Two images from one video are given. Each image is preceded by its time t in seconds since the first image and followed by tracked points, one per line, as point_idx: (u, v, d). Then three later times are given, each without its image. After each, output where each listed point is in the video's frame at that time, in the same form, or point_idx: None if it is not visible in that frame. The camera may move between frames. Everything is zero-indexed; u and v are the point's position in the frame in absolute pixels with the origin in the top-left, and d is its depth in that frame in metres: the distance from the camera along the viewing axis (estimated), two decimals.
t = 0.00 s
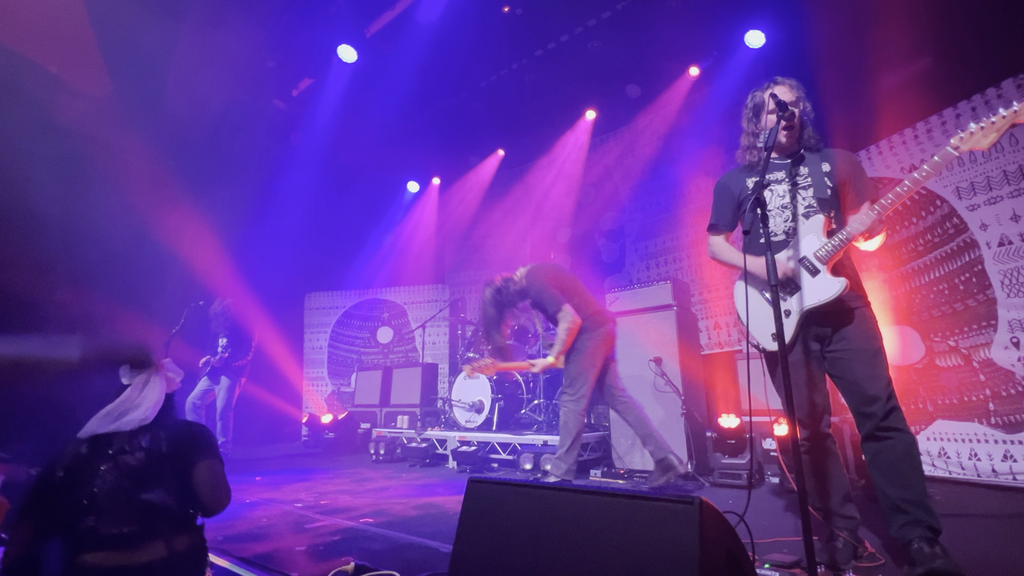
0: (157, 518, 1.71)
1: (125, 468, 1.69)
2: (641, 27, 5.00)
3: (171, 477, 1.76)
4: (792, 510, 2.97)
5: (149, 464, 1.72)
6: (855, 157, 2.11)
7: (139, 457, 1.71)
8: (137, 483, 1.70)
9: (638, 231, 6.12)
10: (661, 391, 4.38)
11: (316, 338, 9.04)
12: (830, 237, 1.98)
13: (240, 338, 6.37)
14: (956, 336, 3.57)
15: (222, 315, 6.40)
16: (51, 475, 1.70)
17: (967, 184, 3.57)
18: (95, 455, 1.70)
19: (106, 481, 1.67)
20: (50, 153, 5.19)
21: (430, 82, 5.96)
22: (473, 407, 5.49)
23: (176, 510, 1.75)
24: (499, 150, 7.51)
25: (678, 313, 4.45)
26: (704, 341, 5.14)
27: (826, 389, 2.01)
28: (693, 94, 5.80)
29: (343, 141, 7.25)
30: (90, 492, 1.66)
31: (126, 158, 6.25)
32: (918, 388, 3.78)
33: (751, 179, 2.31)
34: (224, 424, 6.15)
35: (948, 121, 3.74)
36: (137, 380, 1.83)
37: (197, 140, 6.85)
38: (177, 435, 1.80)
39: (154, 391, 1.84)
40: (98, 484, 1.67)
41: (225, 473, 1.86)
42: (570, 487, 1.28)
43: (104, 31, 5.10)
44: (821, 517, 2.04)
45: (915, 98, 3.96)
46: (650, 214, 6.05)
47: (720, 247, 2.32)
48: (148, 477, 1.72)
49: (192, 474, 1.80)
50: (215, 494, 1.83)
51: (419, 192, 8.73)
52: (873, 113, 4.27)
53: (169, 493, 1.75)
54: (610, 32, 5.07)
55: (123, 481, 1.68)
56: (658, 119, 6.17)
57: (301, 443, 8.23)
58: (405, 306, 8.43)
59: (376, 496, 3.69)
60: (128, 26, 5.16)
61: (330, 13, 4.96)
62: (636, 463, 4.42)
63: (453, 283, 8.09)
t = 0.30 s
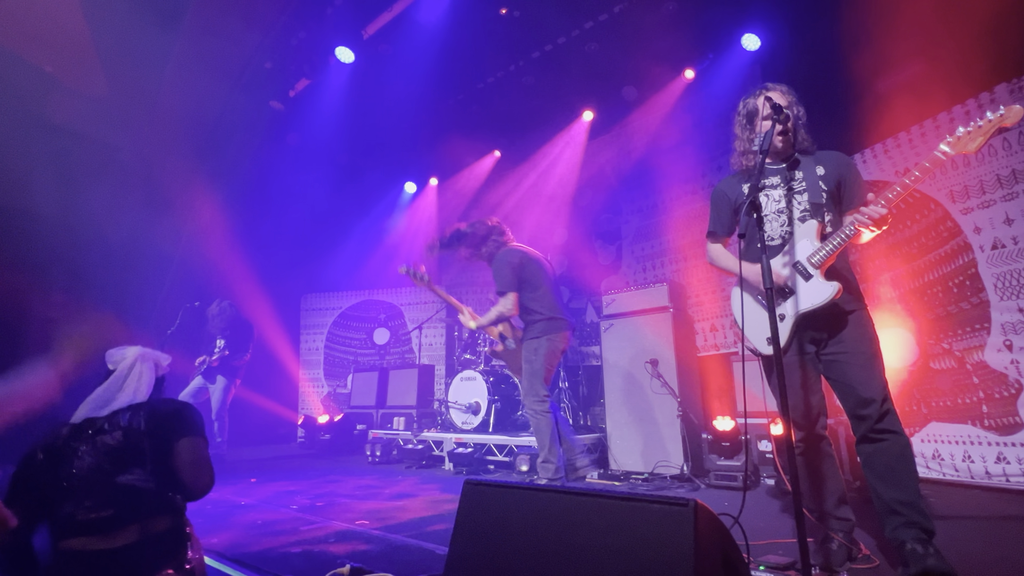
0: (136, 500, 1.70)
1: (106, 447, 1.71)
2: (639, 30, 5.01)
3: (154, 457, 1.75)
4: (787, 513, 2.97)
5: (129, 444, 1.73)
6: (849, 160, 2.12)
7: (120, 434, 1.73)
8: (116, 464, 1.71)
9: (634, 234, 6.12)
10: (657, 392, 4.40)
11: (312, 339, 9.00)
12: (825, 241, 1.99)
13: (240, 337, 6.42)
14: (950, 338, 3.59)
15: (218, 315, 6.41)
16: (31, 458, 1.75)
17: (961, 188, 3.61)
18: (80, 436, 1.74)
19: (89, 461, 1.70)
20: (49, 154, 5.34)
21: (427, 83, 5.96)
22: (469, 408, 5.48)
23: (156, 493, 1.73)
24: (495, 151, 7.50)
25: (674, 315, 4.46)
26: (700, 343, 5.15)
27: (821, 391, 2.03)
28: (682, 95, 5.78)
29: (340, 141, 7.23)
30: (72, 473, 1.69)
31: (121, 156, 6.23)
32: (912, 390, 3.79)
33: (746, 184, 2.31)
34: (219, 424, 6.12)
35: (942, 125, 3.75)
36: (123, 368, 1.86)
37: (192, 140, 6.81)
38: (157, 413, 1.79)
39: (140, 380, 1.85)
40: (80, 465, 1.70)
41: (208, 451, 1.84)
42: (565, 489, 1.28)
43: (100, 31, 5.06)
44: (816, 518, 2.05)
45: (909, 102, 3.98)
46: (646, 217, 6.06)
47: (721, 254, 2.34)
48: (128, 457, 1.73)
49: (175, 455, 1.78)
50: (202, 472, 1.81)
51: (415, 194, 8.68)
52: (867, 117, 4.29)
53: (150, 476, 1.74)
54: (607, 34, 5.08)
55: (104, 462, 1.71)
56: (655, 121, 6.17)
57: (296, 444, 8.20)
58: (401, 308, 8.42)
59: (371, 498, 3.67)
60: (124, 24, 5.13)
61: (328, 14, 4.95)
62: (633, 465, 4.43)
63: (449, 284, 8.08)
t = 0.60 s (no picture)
0: (129, 504, 1.68)
1: (106, 449, 1.70)
2: (637, 31, 5.02)
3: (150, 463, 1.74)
4: (783, 514, 2.97)
5: (129, 446, 1.73)
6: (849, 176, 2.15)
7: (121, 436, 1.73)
8: (114, 467, 1.70)
9: (632, 234, 6.14)
10: (654, 393, 4.40)
11: (309, 339, 9.00)
12: (821, 254, 2.02)
13: (240, 343, 6.37)
14: (946, 340, 3.60)
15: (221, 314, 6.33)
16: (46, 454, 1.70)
17: (957, 191, 3.63)
18: (84, 438, 1.72)
19: (89, 463, 1.69)
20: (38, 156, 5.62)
21: (425, 83, 5.95)
22: (467, 409, 5.49)
23: (147, 499, 1.72)
24: (492, 151, 7.50)
25: (672, 317, 4.47)
26: (698, 343, 5.17)
27: (817, 394, 2.03)
28: (683, 95, 5.87)
29: (338, 141, 7.22)
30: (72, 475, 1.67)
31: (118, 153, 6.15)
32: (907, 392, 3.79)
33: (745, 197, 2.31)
34: (216, 424, 6.10)
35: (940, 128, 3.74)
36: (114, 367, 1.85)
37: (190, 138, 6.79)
38: (161, 418, 1.78)
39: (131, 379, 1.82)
40: (81, 467, 1.68)
41: (212, 463, 1.85)
42: (563, 491, 1.28)
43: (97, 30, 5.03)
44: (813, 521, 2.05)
45: (904, 105, 4.00)
46: (643, 216, 6.08)
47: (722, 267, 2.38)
48: (125, 460, 1.72)
49: (175, 464, 1.77)
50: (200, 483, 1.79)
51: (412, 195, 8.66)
52: (858, 117, 4.28)
53: (144, 479, 1.73)
54: (605, 35, 5.09)
55: (102, 464, 1.69)
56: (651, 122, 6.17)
57: (293, 444, 8.18)
58: (399, 308, 8.43)
59: (369, 499, 3.67)
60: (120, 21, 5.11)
61: (326, 13, 4.94)
62: (630, 466, 4.45)
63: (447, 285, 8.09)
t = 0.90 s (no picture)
0: (133, 520, 1.71)
1: (118, 461, 1.71)
2: (633, 33, 5.03)
3: (155, 485, 1.72)
4: (777, 516, 2.98)
5: (140, 459, 1.72)
6: (839, 190, 2.24)
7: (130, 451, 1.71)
8: (124, 482, 1.72)
9: (628, 236, 6.15)
10: (648, 395, 4.41)
11: (304, 340, 8.97)
12: (806, 268, 2.13)
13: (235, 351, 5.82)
14: (938, 343, 3.63)
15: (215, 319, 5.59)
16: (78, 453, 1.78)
17: (949, 195, 3.67)
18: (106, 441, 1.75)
19: (105, 473, 1.72)
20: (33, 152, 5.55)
21: (422, 84, 5.94)
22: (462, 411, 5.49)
23: (151, 519, 1.73)
24: (488, 153, 7.49)
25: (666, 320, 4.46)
26: (693, 347, 5.15)
27: (814, 395, 2.14)
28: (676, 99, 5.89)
29: (333, 141, 7.19)
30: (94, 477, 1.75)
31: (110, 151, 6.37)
32: (899, 395, 3.81)
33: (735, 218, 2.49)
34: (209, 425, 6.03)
35: (932, 133, 3.78)
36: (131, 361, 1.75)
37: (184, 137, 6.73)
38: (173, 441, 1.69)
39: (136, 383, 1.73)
40: (99, 474, 1.73)
41: (236, 484, 1.73)
42: (559, 493, 1.28)
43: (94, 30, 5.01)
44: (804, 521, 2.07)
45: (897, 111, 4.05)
46: (639, 218, 6.08)
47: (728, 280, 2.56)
48: (137, 475, 1.72)
49: (192, 487, 1.73)
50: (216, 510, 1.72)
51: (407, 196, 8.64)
52: (852, 121, 4.31)
53: (151, 498, 1.73)
54: (602, 37, 5.10)
55: (116, 476, 1.71)
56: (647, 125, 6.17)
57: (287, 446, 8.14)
58: (394, 309, 8.42)
59: (364, 500, 3.66)
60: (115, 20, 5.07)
61: (324, 13, 4.92)
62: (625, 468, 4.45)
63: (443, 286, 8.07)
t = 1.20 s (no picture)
0: (149, 535, 1.40)
1: (127, 468, 1.42)
2: (626, 33, 5.03)
3: (170, 493, 1.41)
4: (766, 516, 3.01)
5: (153, 466, 1.42)
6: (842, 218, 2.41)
7: (142, 454, 1.42)
8: (136, 490, 1.41)
9: (621, 237, 6.16)
10: (640, 396, 4.43)
11: (295, 340, 8.92)
12: (809, 281, 2.31)
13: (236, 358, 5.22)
14: (924, 345, 3.68)
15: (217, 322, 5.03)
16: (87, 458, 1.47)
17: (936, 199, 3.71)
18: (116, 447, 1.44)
19: (116, 481, 1.42)
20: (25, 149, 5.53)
21: (413, 82, 5.91)
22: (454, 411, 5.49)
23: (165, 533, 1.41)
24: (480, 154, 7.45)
25: (657, 320, 4.50)
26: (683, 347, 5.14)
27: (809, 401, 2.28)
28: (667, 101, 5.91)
29: (324, 139, 7.14)
30: (101, 493, 1.43)
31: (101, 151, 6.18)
32: (886, 395, 3.86)
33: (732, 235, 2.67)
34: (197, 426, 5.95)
35: (917, 138, 3.83)
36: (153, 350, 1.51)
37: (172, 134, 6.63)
38: (190, 440, 1.41)
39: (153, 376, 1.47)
40: (107, 486, 1.43)
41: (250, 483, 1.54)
42: (550, 494, 1.29)
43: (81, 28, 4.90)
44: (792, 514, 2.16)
45: (887, 115, 4.10)
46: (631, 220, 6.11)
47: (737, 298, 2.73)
48: (148, 484, 1.42)
49: (211, 494, 1.45)
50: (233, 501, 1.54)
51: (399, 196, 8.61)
52: (844, 127, 4.37)
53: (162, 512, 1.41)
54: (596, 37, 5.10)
55: (126, 486, 1.41)
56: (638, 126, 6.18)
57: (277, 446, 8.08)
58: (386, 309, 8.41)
59: (355, 501, 3.64)
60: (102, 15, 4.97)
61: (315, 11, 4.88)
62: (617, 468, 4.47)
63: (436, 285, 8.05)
